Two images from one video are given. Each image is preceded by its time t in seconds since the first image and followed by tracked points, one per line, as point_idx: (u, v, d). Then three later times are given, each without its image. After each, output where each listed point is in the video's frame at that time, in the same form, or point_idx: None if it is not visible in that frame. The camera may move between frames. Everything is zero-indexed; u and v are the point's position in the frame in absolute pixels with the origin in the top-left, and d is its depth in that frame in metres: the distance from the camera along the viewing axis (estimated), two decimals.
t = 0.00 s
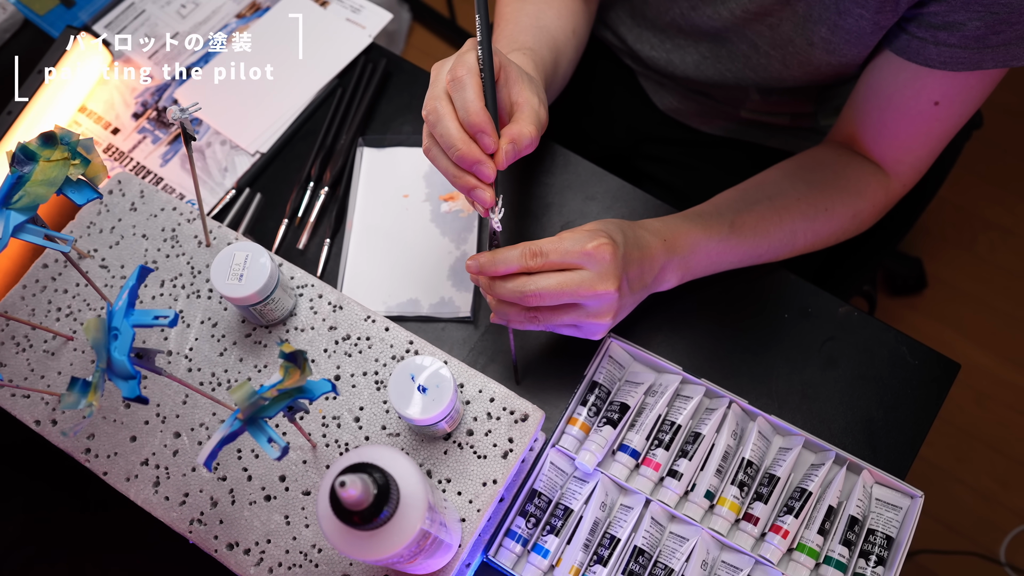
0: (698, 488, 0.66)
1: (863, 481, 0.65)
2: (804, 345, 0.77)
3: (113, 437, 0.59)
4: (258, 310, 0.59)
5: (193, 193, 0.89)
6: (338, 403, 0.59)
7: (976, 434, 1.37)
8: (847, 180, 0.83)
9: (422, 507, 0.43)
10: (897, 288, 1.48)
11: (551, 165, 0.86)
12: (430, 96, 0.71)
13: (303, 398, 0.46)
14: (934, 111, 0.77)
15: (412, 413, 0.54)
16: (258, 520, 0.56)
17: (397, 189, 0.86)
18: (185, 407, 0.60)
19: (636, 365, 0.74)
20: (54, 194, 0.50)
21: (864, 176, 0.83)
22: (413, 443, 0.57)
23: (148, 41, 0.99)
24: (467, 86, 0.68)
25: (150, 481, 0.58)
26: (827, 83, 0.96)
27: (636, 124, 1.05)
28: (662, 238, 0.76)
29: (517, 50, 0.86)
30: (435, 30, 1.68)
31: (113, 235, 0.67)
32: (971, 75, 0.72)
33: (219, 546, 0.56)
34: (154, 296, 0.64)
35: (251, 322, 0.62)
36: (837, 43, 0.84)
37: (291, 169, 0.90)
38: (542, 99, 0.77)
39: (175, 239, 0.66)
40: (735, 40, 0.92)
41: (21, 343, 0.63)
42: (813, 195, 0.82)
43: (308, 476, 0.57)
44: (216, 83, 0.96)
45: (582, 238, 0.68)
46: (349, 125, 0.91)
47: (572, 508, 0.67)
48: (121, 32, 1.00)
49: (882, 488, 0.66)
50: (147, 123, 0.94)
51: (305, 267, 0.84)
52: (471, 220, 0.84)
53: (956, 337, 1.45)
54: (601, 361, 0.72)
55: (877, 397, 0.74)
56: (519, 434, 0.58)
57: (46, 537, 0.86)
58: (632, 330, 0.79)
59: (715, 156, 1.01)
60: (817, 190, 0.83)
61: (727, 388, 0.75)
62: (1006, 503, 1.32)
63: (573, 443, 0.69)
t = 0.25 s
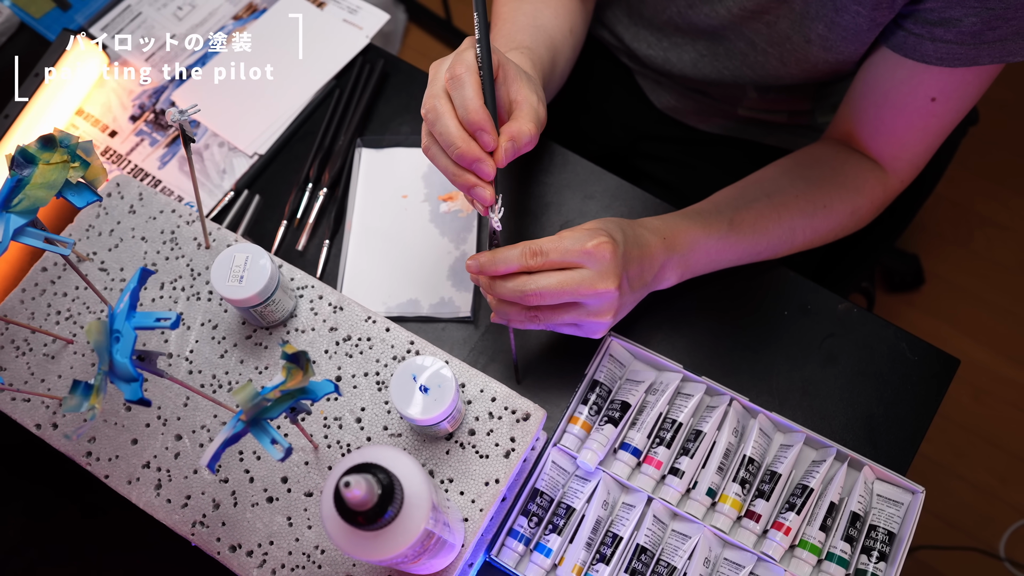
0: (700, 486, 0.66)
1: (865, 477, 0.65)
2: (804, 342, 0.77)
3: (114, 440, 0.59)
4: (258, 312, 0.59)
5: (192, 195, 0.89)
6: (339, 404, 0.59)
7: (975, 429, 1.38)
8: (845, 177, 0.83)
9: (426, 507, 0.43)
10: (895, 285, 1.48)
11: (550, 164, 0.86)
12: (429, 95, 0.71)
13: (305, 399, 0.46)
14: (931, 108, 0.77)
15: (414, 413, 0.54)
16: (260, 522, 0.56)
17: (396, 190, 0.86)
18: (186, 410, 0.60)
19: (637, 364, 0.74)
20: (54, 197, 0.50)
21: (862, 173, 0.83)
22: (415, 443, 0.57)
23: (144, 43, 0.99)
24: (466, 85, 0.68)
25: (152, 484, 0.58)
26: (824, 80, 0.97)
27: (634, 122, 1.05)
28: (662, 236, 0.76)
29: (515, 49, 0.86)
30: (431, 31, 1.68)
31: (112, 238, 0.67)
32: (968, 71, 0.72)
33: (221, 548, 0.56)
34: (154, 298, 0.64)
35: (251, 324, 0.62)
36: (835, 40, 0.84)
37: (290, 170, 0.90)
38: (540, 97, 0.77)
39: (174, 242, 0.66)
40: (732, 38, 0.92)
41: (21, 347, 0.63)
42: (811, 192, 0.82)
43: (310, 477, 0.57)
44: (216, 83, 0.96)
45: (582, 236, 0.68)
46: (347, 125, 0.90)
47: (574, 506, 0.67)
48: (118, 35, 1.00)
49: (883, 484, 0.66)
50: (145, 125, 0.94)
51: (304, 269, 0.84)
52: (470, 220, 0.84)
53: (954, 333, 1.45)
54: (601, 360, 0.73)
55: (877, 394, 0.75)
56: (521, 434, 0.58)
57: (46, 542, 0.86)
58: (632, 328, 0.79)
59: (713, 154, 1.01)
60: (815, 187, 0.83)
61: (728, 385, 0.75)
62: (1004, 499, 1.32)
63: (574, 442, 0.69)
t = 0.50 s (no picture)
0: (702, 484, 0.66)
1: (866, 473, 0.65)
2: (804, 339, 0.77)
3: (115, 443, 0.59)
4: (259, 313, 0.59)
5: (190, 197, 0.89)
6: (341, 404, 0.59)
7: (973, 425, 1.38)
8: (843, 173, 0.83)
9: (431, 506, 0.43)
10: (892, 281, 1.48)
11: (548, 164, 0.86)
12: (428, 95, 0.71)
13: (308, 399, 0.46)
14: (929, 104, 0.77)
15: (416, 412, 0.54)
16: (263, 524, 0.56)
17: (395, 190, 0.86)
18: (188, 412, 0.60)
19: (637, 362, 0.74)
20: (54, 201, 0.50)
21: (860, 169, 0.83)
22: (417, 444, 0.57)
23: (141, 45, 0.99)
24: (465, 85, 0.68)
25: (154, 487, 0.58)
26: (821, 78, 0.97)
27: (632, 121, 1.05)
28: (661, 234, 0.76)
29: (513, 48, 0.86)
30: (427, 31, 1.68)
31: (111, 240, 0.67)
32: (965, 67, 0.73)
33: (224, 550, 0.56)
34: (154, 301, 0.64)
35: (252, 326, 0.62)
36: (832, 36, 0.84)
37: (288, 171, 0.89)
38: (539, 96, 0.77)
39: (174, 244, 0.66)
40: (729, 35, 0.92)
41: (21, 351, 0.63)
42: (809, 189, 0.83)
43: (312, 478, 0.57)
44: (217, 83, 0.96)
45: (582, 235, 0.68)
46: (345, 126, 0.90)
47: (576, 505, 0.67)
48: (115, 37, 0.99)
49: (884, 480, 0.66)
50: (142, 128, 0.93)
51: (304, 270, 0.84)
52: (469, 220, 0.84)
53: (952, 329, 1.45)
54: (602, 358, 0.73)
55: (878, 390, 0.75)
56: (522, 433, 0.58)
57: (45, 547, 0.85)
58: (632, 326, 0.79)
59: (711, 153, 1.01)
60: (814, 184, 0.83)
61: (728, 383, 0.76)
62: (1004, 494, 1.33)
63: (576, 441, 0.69)
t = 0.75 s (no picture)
0: (704, 481, 0.67)
1: (867, 469, 0.66)
2: (803, 335, 0.77)
3: (116, 446, 0.59)
4: (259, 315, 0.59)
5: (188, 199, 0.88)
6: (342, 405, 0.59)
7: (972, 421, 1.38)
8: (841, 170, 0.83)
9: (435, 506, 0.43)
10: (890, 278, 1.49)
11: (547, 163, 0.86)
12: (429, 96, 0.71)
13: (311, 400, 0.46)
14: (926, 99, 0.77)
15: (418, 412, 0.54)
16: (265, 525, 0.56)
17: (394, 191, 0.86)
18: (189, 414, 0.59)
19: (638, 361, 0.74)
20: (54, 203, 0.50)
21: (858, 166, 0.83)
22: (419, 444, 0.57)
23: (138, 47, 0.99)
24: (465, 85, 0.68)
25: (156, 490, 0.58)
26: (818, 74, 0.97)
27: (629, 120, 1.05)
28: (661, 233, 0.76)
29: (512, 47, 0.86)
30: (422, 32, 1.68)
31: (111, 243, 0.66)
32: (962, 63, 0.73)
33: (227, 553, 0.56)
34: (154, 304, 0.64)
35: (253, 328, 0.62)
36: (830, 32, 0.84)
37: (287, 173, 0.89)
38: (539, 96, 0.77)
39: (173, 246, 0.66)
40: (727, 32, 0.93)
41: (20, 355, 0.63)
42: (808, 186, 0.83)
43: (314, 479, 0.57)
44: (217, 83, 0.96)
45: (582, 235, 0.68)
46: (343, 127, 0.90)
47: (578, 504, 0.67)
48: (112, 39, 0.99)
49: (885, 476, 0.66)
50: (140, 130, 0.93)
51: (303, 271, 0.84)
52: (469, 220, 0.84)
53: (950, 325, 1.45)
54: (603, 357, 0.73)
55: (878, 386, 0.75)
56: (524, 432, 0.58)
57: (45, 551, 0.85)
58: (633, 325, 0.79)
59: (709, 151, 1.01)
60: (812, 181, 0.83)
61: (729, 381, 0.76)
62: (1003, 489, 1.33)
63: (577, 440, 0.69)
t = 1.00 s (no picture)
0: (705, 479, 0.67)
1: (868, 466, 0.66)
2: (803, 332, 0.77)
3: (118, 449, 0.59)
4: (259, 316, 0.59)
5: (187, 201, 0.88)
6: (344, 406, 0.59)
7: (970, 416, 1.39)
8: (840, 167, 0.83)
9: (439, 506, 0.43)
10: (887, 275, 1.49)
11: (546, 162, 0.86)
12: (429, 96, 0.71)
13: (314, 401, 0.45)
14: (923, 95, 0.77)
15: (420, 412, 0.54)
16: (268, 527, 0.56)
17: (393, 192, 0.86)
18: (190, 417, 0.59)
19: (638, 359, 0.75)
20: (54, 206, 0.50)
21: (856, 162, 0.83)
22: (421, 444, 0.57)
23: (136, 50, 0.99)
24: (465, 85, 0.68)
25: (158, 492, 0.57)
26: (816, 71, 0.97)
27: (627, 119, 1.05)
28: (661, 231, 0.76)
29: (511, 47, 0.86)
30: (418, 33, 1.68)
31: (110, 246, 0.66)
32: (959, 58, 0.73)
33: (230, 555, 0.55)
34: (154, 306, 0.64)
35: (253, 329, 0.62)
36: (829, 28, 0.84)
37: (285, 174, 0.89)
38: (539, 96, 0.77)
39: (172, 248, 0.66)
40: (725, 30, 0.93)
41: (20, 358, 0.62)
42: (806, 183, 0.83)
43: (317, 480, 0.57)
44: (217, 83, 0.96)
45: (583, 234, 0.68)
46: (342, 128, 0.90)
47: (580, 503, 0.67)
48: (109, 42, 0.99)
49: (886, 472, 0.66)
50: (138, 133, 0.93)
51: (303, 273, 0.84)
52: (468, 220, 0.84)
53: (949, 322, 1.46)
54: (603, 356, 0.73)
55: (878, 382, 0.75)
56: (526, 431, 0.58)
57: (45, 556, 0.85)
58: (633, 323, 0.79)
59: (707, 149, 1.01)
60: (811, 177, 0.83)
61: (730, 378, 0.76)
62: (1001, 484, 1.33)
63: (579, 439, 0.69)
